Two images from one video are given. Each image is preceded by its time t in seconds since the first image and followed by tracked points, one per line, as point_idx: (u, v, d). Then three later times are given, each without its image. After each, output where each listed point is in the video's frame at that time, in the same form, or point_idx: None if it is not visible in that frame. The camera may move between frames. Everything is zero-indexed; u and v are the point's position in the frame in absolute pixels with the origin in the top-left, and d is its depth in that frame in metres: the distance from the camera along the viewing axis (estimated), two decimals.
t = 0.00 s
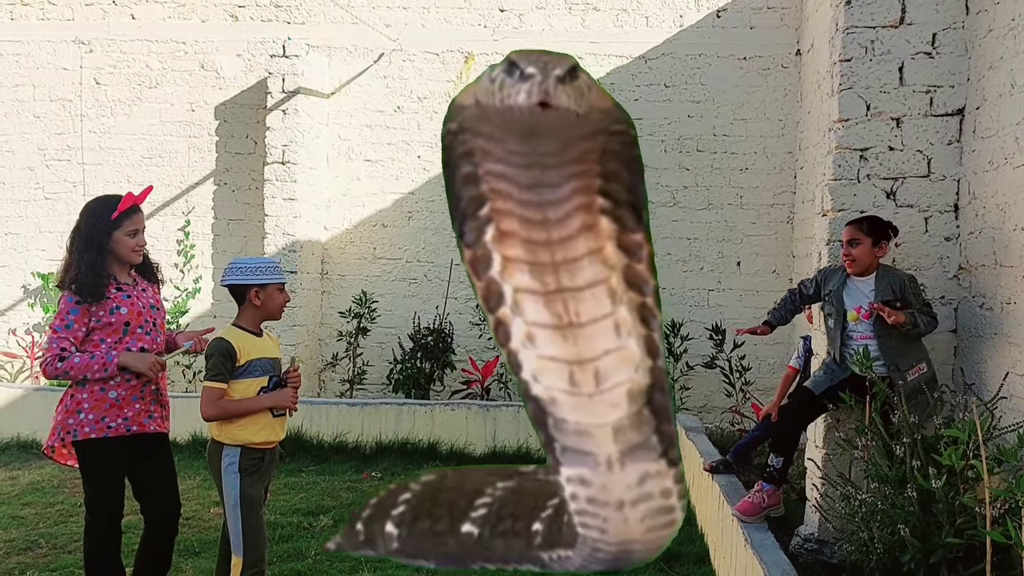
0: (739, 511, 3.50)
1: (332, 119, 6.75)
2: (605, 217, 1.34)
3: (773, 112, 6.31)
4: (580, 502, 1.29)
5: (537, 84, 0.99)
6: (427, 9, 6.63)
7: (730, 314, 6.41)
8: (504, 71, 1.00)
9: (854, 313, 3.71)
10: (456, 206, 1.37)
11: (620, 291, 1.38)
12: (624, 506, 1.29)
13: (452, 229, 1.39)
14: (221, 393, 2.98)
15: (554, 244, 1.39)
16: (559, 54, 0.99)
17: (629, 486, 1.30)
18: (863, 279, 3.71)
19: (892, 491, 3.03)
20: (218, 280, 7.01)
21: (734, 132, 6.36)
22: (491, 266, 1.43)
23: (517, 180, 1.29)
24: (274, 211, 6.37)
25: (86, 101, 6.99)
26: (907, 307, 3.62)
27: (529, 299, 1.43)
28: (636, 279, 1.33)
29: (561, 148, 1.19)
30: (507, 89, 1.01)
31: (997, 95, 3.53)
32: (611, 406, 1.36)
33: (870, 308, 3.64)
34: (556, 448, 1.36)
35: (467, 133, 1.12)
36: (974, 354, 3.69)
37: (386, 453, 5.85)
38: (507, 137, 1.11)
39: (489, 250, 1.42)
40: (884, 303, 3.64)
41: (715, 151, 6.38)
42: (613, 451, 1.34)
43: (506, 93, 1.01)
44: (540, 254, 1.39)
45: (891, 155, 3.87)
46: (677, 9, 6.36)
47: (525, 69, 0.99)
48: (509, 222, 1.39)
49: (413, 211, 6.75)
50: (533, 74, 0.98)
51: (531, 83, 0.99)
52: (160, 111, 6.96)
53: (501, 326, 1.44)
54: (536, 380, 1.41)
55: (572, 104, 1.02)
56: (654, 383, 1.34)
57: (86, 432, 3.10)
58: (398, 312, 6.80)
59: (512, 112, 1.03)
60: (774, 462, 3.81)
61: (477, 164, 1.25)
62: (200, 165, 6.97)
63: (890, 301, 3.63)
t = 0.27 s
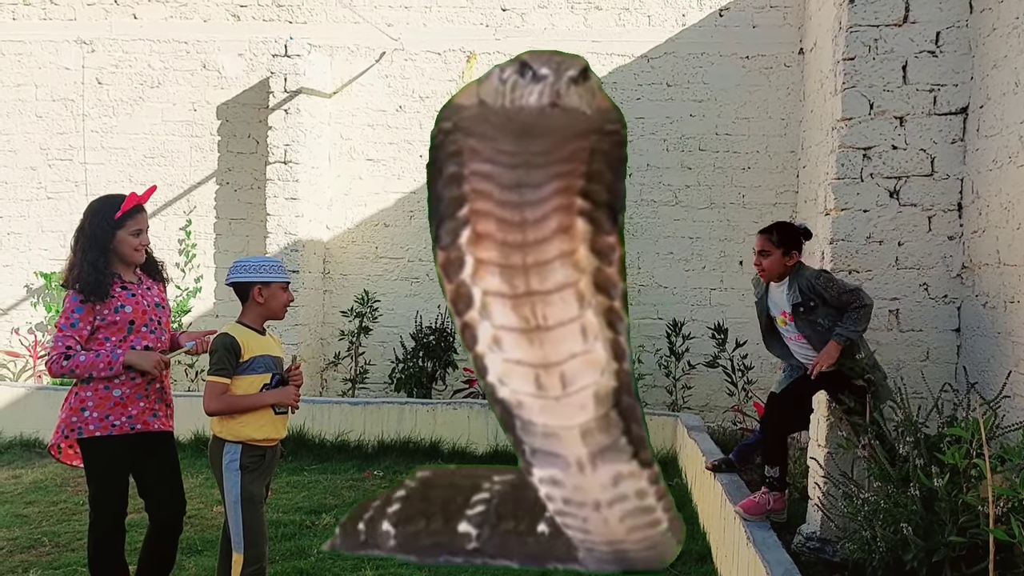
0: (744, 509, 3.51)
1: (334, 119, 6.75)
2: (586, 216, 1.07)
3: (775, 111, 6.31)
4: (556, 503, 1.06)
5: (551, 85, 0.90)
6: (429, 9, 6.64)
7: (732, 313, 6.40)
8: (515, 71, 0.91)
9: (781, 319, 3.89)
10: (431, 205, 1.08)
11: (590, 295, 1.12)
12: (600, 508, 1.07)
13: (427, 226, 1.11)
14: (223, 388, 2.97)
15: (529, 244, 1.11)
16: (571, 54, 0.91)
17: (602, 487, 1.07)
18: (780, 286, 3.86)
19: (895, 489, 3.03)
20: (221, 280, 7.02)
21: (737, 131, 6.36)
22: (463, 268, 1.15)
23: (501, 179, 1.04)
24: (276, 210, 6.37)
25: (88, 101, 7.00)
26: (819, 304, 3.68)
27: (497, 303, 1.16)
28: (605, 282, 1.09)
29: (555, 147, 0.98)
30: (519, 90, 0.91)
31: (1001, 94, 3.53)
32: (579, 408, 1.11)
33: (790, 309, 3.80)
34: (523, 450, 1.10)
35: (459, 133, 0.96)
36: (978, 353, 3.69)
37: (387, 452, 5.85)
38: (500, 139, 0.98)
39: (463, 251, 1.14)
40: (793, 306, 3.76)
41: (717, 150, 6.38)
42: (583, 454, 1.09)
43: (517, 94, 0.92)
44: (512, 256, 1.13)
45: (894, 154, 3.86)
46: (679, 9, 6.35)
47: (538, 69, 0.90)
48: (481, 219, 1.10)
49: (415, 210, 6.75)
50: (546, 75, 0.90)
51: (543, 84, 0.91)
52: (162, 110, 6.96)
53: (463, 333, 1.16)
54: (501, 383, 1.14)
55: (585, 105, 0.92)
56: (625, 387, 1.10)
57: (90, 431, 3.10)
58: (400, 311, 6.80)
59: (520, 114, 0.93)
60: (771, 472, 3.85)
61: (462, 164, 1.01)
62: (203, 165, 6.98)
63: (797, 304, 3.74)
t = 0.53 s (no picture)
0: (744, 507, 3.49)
1: (334, 117, 6.75)
2: (583, 221, 1.27)
3: (776, 107, 6.30)
4: (510, 504, 1.30)
5: (569, 86, 1.01)
6: (428, 6, 6.63)
7: (733, 311, 6.40)
8: (536, 73, 1.01)
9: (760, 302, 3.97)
10: (441, 204, 1.27)
11: (574, 297, 1.32)
12: (553, 508, 1.30)
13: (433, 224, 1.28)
14: (224, 386, 2.98)
15: (525, 246, 1.27)
16: (590, 58, 1.02)
17: (557, 489, 1.30)
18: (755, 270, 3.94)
19: (896, 487, 3.03)
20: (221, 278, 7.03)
21: (737, 128, 6.36)
22: (457, 267, 1.32)
23: (510, 179, 1.19)
24: (276, 209, 6.36)
25: (88, 99, 6.99)
26: (791, 282, 3.77)
27: (482, 304, 1.32)
28: (592, 284, 1.33)
29: (569, 150, 1.12)
30: (539, 91, 1.02)
31: (1001, 89, 3.52)
32: (542, 412, 1.31)
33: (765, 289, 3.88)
34: (482, 453, 1.32)
35: (476, 134, 1.12)
36: (979, 350, 3.69)
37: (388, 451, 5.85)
38: (517, 138, 1.10)
39: (460, 253, 1.30)
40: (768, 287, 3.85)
41: (718, 147, 6.38)
42: (539, 456, 1.30)
43: (537, 95, 1.02)
44: (506, 256, 1.28)
45: (895, 151, 3.86)
46: (679, 5, 6.34)
47: (557, 71, 1.01)
48: (484, 221, 1.26)
49: (416, 208, 6.75)
50: (566, 76, 1.00)
51: (562, 85, 1.01)
52: (162, 109, 6.96)
53: (447, 331, 1.33)
54: (469, 387, 1.34)
55: (602, 105, 1.05)
56: (588, 391, 1.32)
57: (90, 427, 3.11)
58: (401, 310, 6.80)
59: (539, 115, 1.04)
60: (773, 465, 3.87)
61: (477, 163, 1.18)
62: (203, 163, 6.97)
63: (770, 284, 3.83)
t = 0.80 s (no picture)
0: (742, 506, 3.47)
1: (335, 115, 6.74)
2: (609, 217, 1.20)
3: (778, 105, 6.29)
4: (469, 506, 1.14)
5: (582, 88, 0.94)
6: (429, 5, 6.62)
7: (735, 309, 6.40)
8: (549, 74, 0.95)
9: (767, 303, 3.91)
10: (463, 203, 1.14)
11: (592, 296, 1.23)
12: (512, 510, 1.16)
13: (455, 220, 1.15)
14: (225, 384, 2.98)
15: (549, 245, 1.19)
16: (604, 59, 0.95)
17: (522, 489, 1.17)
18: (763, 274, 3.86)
19: (899, 485, 3.03)
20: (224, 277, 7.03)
21: (739, 126, 6.35)
22: (479, 266, 1.18)
23: (536, 179, 1.13)
24: (278, 208, 6.36)
25: (90, 99, 6.99)
26: (799, 290, 3.69)
27: (499, 304, 1.21)
28: (611, 282, 1.25)
29: (590, 151, 1.05)
30: (551, 92, 0.95)
31: (1004, 87, 3.52)
32: (536, 413, 1.20)
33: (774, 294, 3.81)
34: (460, 455, 1.18)
35: (500, 135, 1.04)
36: (982, 349, 3.68)
37: (390, 449, 5.86)
38: (538, 138, 1.04)
39: (484, 251, 1.16)
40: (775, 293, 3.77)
41: (720, 145, 6.37)
42: (516, 458, 1.18)
43: (550, 96, 0.96)
44: (530, 254, 1.19)
45: (898, 149, 3.86)
46: (681, 3, 6.34)
47: (570, 72, 0.94)
48: (509, 218, 1.17)
49: (417, 207, 6.74)
50: (579, 78, 0.94)
51: (575, 87, 0.94)
52: (164, 108, 6.96)
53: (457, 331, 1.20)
54: (470, 387, 1.20)
55: (614, 106, 0.96)
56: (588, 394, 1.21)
57: (90, 425, 3.10)
58: (402, 308, 6.80)
59: (554, 115, 0.97)
60: (775, 462, 3.87)
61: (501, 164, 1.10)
62: (204, 162, 6.97)
63: (778, 291, 3.75)
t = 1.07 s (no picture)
0: (746, 513, 3.33)
1: (339, 112, 6.74)
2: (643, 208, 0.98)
3: (783, 103, 6.28)
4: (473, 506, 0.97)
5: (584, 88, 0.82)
6: (434, 2, 6.62)
7: (739, 308, 6.40)
8: (551, 75, 0.83)
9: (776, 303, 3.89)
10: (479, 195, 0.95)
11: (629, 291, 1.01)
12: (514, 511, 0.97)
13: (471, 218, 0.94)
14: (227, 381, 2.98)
15: (579, 238, 0.99)
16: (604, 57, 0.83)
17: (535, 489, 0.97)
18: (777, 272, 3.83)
19: (902, 485, 3.02)
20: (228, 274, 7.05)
21: (744, 124, 6.34)
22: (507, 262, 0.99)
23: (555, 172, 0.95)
24: (282, 204, 6.37)
25: (94, 95, 6.99)
26: (812, 296, 3.67)
27: (530, 297, 1.01)
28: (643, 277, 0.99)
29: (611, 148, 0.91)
30: (552, 94, 0.83)
31: (1011, 86, 3.50)
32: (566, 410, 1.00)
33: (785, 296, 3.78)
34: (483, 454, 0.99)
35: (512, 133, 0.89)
36: (987, 348, 3.67)
37: (393, 446, 5.87)
38: (552, 138, 0.89)
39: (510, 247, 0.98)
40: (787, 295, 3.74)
41: (724, 143, 6.36)
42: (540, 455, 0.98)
43: (552, 97, 0.83)
44: (559, 248, 1.00)
45: (903, 147, 3.85)
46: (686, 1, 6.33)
47: (571, 72, 0.82)
48: (534, 207, 0.98)
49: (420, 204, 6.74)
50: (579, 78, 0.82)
51: (576, 87, 0.83)
52: (169, 104, 6.96)
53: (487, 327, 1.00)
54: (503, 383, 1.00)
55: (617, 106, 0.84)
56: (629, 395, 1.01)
57: (95, 422, 3.11)
58: (405, 305, 6.81)
59: (556, 116, 0.84)
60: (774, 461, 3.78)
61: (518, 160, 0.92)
62: (209, 159, 6.98)
63: (790, 293, 3.72)
